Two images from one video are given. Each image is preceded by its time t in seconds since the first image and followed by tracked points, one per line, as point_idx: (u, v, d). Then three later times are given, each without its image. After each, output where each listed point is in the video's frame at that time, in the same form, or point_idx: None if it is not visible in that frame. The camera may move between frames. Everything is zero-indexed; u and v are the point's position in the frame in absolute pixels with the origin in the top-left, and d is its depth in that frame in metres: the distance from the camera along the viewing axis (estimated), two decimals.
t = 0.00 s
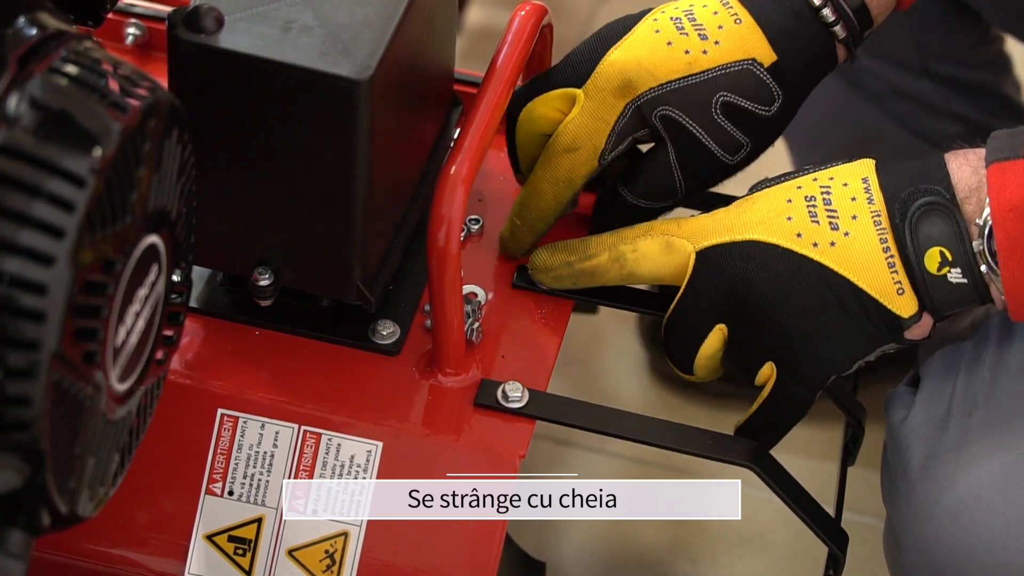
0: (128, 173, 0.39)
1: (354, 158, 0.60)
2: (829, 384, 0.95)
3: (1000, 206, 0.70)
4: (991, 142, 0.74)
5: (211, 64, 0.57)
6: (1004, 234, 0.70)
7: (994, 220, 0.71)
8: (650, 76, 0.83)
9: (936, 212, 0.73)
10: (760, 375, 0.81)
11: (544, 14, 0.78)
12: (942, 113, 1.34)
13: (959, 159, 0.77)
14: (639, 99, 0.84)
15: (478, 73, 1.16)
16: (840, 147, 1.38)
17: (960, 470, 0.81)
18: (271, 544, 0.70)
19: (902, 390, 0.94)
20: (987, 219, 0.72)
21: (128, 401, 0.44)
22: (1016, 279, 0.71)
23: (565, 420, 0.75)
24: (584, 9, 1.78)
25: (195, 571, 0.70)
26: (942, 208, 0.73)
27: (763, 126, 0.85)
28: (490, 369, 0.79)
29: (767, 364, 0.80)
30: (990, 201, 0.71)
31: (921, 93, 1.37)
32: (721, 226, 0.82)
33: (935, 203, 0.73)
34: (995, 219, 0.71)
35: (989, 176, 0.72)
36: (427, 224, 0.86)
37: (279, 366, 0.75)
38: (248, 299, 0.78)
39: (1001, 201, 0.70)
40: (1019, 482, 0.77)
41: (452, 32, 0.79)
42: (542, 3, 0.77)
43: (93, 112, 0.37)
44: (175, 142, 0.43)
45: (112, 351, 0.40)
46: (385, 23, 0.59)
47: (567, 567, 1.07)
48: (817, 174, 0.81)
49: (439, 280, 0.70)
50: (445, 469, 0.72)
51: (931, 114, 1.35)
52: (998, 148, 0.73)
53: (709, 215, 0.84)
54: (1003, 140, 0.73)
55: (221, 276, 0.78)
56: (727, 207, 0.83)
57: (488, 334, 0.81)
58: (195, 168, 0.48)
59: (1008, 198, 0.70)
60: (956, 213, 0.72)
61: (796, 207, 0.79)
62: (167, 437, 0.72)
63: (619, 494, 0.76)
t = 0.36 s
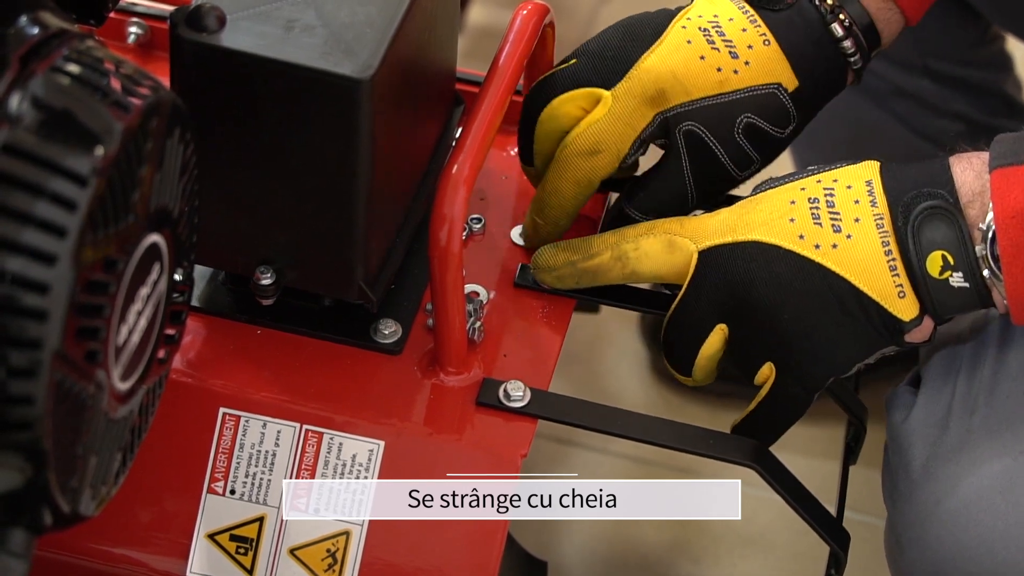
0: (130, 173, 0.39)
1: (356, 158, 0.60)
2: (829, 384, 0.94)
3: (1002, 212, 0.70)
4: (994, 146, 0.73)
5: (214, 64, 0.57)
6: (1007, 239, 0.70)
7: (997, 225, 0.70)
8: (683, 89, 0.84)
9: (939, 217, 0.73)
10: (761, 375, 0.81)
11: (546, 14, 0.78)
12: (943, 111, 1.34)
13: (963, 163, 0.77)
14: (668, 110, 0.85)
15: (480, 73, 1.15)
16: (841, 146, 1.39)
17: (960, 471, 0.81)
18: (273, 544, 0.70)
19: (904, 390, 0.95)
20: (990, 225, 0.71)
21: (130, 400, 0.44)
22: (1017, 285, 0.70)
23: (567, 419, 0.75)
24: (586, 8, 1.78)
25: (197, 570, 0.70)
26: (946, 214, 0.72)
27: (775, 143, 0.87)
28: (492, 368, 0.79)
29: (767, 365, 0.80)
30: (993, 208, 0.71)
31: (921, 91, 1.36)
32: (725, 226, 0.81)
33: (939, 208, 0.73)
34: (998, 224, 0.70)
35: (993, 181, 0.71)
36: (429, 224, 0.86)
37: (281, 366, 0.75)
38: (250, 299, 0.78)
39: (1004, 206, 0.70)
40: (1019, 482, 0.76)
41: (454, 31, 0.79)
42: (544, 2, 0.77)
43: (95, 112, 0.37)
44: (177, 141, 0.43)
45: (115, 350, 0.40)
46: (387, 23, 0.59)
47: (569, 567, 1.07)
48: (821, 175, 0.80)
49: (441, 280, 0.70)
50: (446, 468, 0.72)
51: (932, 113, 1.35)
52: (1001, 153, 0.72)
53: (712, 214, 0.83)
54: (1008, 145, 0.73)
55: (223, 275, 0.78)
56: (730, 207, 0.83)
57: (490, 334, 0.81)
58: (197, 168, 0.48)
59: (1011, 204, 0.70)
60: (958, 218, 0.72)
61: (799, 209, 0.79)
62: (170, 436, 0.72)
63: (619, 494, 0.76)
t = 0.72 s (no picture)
0: (133, 171, 0.39)
1: (359, 157, 0.60)
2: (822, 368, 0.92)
3: (1000, 204, 0.69)
4: (994, 138, 0.72)
5: (217, 63, 0.57)
6: (1004, 233, 0.69)
7: (994, 218, 0.69)
8: (693, 103, 0.85)
9: (936, 209, 0.72)
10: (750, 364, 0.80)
11: (550, 12, 0.78)
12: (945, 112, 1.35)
13: (962, 157, 0.76)
14: (678, 123, 0.85)
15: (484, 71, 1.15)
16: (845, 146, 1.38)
17: (961, 476, 0.80)
18: (276, 542, 0.70)
19: (905, 392, 0.94)
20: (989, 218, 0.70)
21: (134, 399, 0.45)
22: (1015, 279, 0.69)
23: (570, 418, 0.75)
24: (590, 7, 1.78)
25: (199, 568, 0.70)
26: (943, 207, 0.72)
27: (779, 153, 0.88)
28: (495, 367, 0.79)
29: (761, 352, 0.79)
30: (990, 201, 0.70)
31: (924, 92, 1.36)
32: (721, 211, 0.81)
33: (937, 202, 0.72)
34: (996, 217, 0.69)
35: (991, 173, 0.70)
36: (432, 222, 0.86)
37: (285, 365, 0.75)
38: (253, 298, 0.77)
39: (1002, 198, 0.69)
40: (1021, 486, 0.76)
41: (457, 30, 0.79)
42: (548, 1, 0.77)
43: (99, 110, 0.37)
44: (180, 139, 0.43)
45: (118, 348, 0.40)
46: (391, 21, 0.59)
47: (571, 567, 1.07)
48: (819, 164, 0.80)
49: (444, 278, 0.70)
50: (449, 468, 0.72)
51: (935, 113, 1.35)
52: (1001, 145, 0.71)
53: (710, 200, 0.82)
54: (1007, 137, 0.72)
55: (226, 274, 0.78)
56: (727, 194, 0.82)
57: (493, 332, 0.81)
58: (200, 167, 0.48)
59: (1008, 196, 0.69)
60: (956, 211, 0.71)
61: (798, 198, 0.79)
62: (173, 434, 0.72)
63: (619, 494, 0.76)
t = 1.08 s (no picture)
0: (136, 170, 0.39)
1: (362, 156, 0.60)
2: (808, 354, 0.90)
3: (956, 193, 0.68)
4: (949, 128, 0.72)
5: (221, 62, 0.57)
6: (960, 219, 0.68)
7: (953, 208, 0.69)
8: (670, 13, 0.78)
9: (889, 202, 0.71)
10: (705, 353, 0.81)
11: (553, 12, 0.78)
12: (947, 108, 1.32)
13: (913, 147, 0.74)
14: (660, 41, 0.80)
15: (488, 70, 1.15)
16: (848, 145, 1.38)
17: (961, 480, 0.81)
18: (279, 542, 0.70)
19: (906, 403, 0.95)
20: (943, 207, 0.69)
21: (136, 398, 0.45)
22: (974, 267, 0.69)
23: (573, 417, 0.75)
24: (592, 7, 1.78)
25: (201, 567, 0.71)
26: (897, 198, 0.71)
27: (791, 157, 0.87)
28: (497, 366, 0.79)
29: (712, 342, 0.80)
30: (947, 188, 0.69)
31: (925, 92, 1.35)
32: (672, 200, 0.79)
33: (891, 193, 0.71)
34: (954, 206, 0.69)
35: (947, 162, 0.70)
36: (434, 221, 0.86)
37: (288, 364, 0.75)
38: (256, 297, 0.77)
39: (958, 187, 0.69)
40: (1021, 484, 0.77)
41: (460, 29, 0.79)
42: (550, 1, 0.77)
43: (101, 110, 0.37)
44: (184, 138, 0.43)
45: (120, 347, 0.40)
46: (394, 20, 0.59)
47: (574, 566, 1.07)
48: (770, 154, 0.78)
49: (446, 277, 0.70)
50: (451, 467, 0.72)
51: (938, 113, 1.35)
52: (958, 135, 0.71)
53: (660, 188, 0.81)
54: (962, 126, 0.71)
55: (230, 272, 0.78)
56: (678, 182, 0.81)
57: (496, 331, 0.81)
58: (203, 165, 0.48)
59: (967, 184, 0.68)
60: (909, 203, 0.71)
61: (747, 188, 0.77)
62: (176, 432, 0.72)
63: (619, 494, 0.76)
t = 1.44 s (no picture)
0: (137, 170, 0.39)
1: (363, 156, 0.60)
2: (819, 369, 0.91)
3: (951, 237, 0.68)
4: (936, 168, 0.72)
5: (221, 61, 0.57)
6: (955, 263, 0.68)
7: (947, 251, 0.68)
8: None
9: (886, 269, 0.70)
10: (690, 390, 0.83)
11: (554, 11, 0.78)
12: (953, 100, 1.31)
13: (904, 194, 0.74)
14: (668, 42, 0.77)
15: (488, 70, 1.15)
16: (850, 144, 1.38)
17: (953, 477, 0.81)
18: (279, 541, 0.71)
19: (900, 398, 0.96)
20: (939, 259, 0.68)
21: (138, 397, 0.45)
22: (975, 308, 0.69)
23: (574, 418, 0.75)
24: (593, 6, 1.78)
25: (202, 567, 0.71)
26: (892, 264, 0.70)
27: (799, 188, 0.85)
28: (498, 366, 0.79)
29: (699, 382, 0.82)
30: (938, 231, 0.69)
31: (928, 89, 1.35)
32: (666, 252, 0.78)
33: (885, 262, 0.70)
34: (949, 249, 0.68)
35: (937, 204, 0.70)
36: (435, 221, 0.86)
37: (288, 364, 0.75)
38: (257, 297, 0.77)
39: (952, 232, 0.68)
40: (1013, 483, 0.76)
41: (461, 29, 0.79)
42: (551, 0, 0.77)
43: (102, 109, 0.37)
44: (185, 138, 0.43)
45: (121, 347, 0.40)
46: (394, 20, 0.59)
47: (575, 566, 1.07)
48: (765, 205, 0.77)
49: (447, 277, 0.70)
50: (452, 467, 0.72)
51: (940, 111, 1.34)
52: (946, 172, 0.71)
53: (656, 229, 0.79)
54: (949, 162, 0.71)
55: (230, 272, 0.78)
56: (671, 228, 0.79)
57: (496, 331, 0.81)
58: (204, 164, 0.48)
59: (957, 225, 0.68)
60: (906, 271, 0.70)
61: (743, 245, 0.76)
62: (176, 432, 0.72)
63: (620, 494, 0.76)
